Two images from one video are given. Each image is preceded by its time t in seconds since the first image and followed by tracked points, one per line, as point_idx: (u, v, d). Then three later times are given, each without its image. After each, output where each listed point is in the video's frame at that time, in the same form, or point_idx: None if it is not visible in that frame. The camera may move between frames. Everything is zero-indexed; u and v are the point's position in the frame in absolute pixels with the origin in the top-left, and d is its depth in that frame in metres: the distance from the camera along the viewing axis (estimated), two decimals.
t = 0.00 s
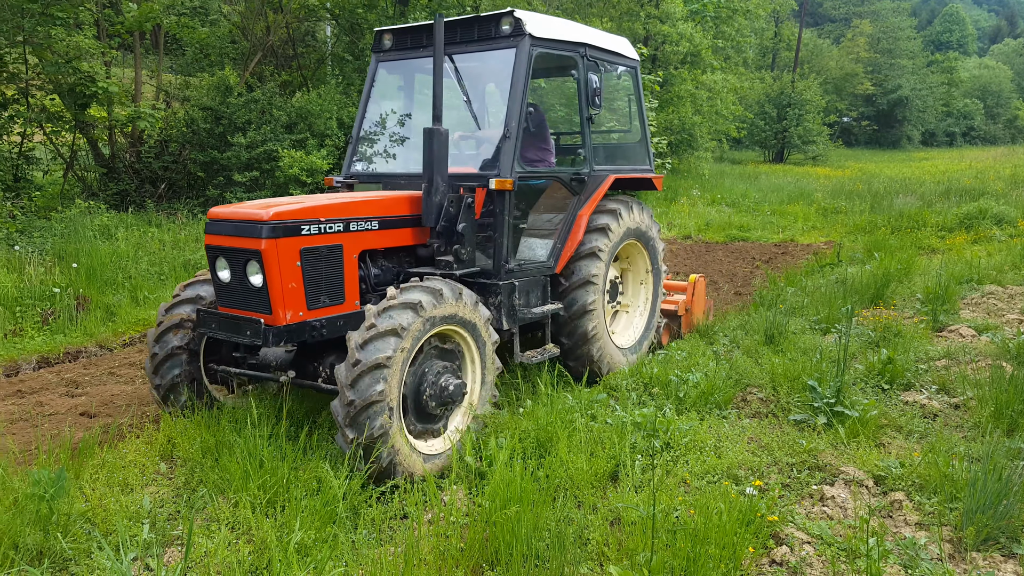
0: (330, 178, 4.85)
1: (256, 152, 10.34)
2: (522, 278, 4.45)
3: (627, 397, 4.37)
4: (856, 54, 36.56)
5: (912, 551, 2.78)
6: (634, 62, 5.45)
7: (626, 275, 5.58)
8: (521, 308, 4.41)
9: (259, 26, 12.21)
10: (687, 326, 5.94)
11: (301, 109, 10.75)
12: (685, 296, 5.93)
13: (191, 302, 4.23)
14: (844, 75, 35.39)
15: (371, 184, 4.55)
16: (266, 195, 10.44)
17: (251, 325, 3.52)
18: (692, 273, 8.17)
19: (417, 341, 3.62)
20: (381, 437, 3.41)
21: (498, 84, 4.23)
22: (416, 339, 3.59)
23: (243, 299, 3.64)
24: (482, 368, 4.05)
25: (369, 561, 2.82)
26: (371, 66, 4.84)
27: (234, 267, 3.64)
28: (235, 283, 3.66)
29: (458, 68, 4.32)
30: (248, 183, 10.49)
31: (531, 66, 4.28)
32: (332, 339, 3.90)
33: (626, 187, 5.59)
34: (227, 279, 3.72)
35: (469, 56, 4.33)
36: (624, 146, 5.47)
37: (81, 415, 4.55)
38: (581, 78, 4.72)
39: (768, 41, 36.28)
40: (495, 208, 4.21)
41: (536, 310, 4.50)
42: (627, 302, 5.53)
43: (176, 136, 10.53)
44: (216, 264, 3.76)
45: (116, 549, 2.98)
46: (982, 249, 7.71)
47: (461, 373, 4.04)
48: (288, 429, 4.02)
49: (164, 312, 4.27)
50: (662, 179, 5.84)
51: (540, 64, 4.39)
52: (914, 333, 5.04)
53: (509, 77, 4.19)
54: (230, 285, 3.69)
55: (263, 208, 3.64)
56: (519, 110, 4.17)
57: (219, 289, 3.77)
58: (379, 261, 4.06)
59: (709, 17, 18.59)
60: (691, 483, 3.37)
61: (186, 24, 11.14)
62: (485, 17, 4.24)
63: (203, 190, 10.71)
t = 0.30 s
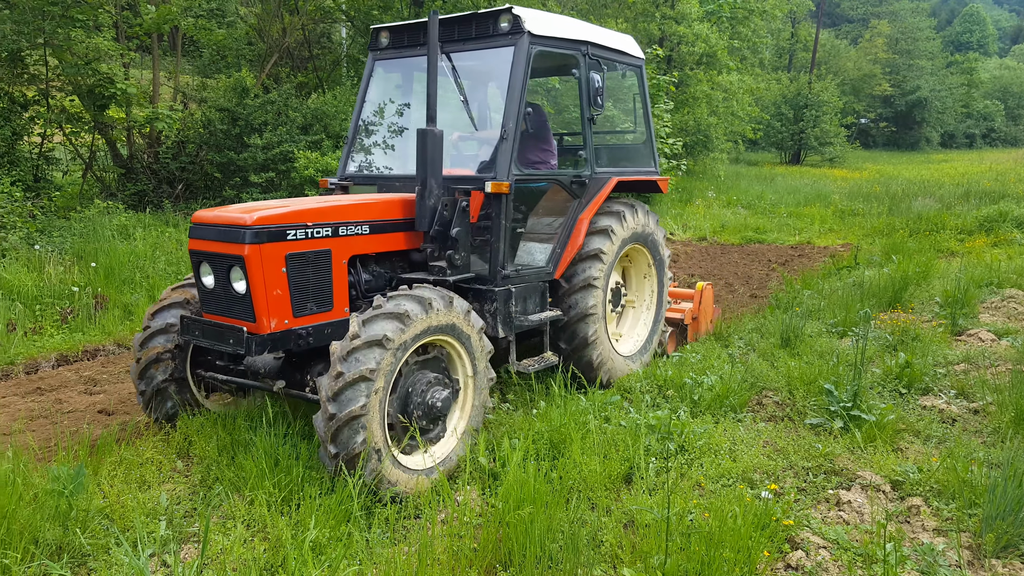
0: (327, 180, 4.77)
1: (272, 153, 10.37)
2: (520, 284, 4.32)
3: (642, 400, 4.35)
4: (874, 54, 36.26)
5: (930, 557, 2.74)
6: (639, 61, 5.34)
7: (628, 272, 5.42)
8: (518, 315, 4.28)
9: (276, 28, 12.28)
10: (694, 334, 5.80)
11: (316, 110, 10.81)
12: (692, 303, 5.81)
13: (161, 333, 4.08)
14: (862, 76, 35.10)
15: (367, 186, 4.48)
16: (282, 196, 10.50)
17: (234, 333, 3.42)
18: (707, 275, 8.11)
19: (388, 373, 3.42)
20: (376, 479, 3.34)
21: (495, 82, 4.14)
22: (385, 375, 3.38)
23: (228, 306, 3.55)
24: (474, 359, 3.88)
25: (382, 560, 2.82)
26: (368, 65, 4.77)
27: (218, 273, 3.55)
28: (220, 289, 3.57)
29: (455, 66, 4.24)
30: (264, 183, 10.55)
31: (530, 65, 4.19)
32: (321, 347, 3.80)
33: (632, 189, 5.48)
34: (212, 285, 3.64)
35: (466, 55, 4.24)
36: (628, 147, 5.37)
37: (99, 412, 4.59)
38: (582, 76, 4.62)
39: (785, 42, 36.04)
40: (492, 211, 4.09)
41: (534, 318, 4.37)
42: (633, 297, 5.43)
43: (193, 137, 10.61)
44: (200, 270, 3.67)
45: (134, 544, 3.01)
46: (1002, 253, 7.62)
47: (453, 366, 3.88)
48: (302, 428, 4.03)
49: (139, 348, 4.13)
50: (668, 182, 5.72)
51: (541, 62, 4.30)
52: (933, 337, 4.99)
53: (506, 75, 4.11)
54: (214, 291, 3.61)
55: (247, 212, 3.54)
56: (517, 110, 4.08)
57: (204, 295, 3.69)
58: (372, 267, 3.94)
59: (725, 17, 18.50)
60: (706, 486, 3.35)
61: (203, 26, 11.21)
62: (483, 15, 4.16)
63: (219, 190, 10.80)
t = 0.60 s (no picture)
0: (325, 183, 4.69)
1: (294, 155, 10.46)
2: (521, 290, 4.21)
3: (663, 403, 4.33)
4: (899, 53, 35.81)
5: (959, 564, 2.69)
6: (646, 58, 5.17)
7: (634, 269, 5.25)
8: (518, 323, 4.14)
9: (297, 31, 12.38)
10: (705, 340, 5.65)
11: (337, 113, 10.98)
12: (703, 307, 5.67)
13: (145, 375, 3.98)
14: (887, 75, 34.69)
15: (364, 190, 4.39)
16: (303, 198, 10.59)
17: (222, 344, 3.33)
18: (728, 277, 8.04)
19: (371, 415, 3.27)
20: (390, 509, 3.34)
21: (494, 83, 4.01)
22: (366, 419, 3.23)
23: (215, 315, 3.46)
24: (463, 356, 3.71)
25: (403, 561, 2.82)
26: (365, 65, 4.64)
27: (205, 282, 3.46)
28: (207, 298, 3.47)
29: (453, 67, 4.10)
30: (286, 185, 10.65)
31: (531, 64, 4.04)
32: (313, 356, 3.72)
33: (639, 191, 5.31)
34: (199, 293, 3.54)
35: (464, 54, 4.09)
36: (635, 147, 5.18)
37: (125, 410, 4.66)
38: (586, 75, 4.46)
39: (808, 41, 35.70)
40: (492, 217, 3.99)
41: (535, 325, 4.24)
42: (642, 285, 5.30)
43: (216, 140, 10.73)
44: (188, 278, 3.57)
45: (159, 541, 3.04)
46: None
47: (441, 365, 3.73)
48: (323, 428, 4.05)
49: (129, 391, 4.01)
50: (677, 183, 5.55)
51: (541, 61, 4.15)
52: (961, 340, 4.92)
53: (506, 75, 3.96)
54: (202, 300, 3.52)
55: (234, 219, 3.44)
56: (517, 111, 3.94)
57: (192, 304, 3.60)
58: (366, 274, 3.89)
59: (746, 16, 18.38)
60: (728, 490, 3.32)
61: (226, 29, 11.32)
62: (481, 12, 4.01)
63: (242, 192, 10.92)
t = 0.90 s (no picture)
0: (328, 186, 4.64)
1: (319, 156, 10.56)
2: (524, 296, 4.07)
3: (688, 405, 4.30)
4: (929, 52, 35.29)
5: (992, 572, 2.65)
6: (658, 55, 5.04)
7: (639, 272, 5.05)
8: (521, 329, 4.01)
9: (323, 33, 12.43)
10: (720, 348, 5.47)
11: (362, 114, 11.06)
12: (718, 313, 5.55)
13: (146, 412, 3.93)
14: (916, 74, 34.19)
15: (365, 194, 4.32)
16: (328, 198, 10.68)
17: (212, 351, 3.28)
18: (754, 279, 7.97)
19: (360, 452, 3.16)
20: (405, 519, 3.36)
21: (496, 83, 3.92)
22: (355, 459, 3.13)
23: (206, 322, 3.41)
24: (450, 352, 3.57)
25: (427, 560, 2.82)
26: (366, 66, 4.58)
27: (196, 288, 3.41)
28: (198, 304, 3.42)
29: (454, 66, 4.02)
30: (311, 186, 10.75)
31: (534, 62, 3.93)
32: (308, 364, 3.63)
33: (650, 193, 5.17)
34: (191, 299, 3.49)
35: (466, 53, 4.01)
36: (645, 148, 5.06)
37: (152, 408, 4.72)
38: (593, 73, 4.34)
39: (835, 41, 35.31)
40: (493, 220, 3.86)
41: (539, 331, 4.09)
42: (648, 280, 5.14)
43: (243, 141, 10.87)
44: (180, 284, 3.53)
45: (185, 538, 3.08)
46: None
47: (429, 369, 3.59)
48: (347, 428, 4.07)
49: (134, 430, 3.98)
50: (689, 184, 5.41)
51: (545, 59, 4.05)
52: (994, 344, 4.84)
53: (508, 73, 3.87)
54: (193, 306, 3.47)
55: (225, 223, 3.38)
56: (518, 111, 3.83)
57: (184, 310, 3.55)
58: (363, 279, 3.78)
59: (773, 16, 18.23)
60: (755, 494, 3.29)
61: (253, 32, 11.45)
62: (483, 10, 3.93)
63: (269, 193, 11.05)
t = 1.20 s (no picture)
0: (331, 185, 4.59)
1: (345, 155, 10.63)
2: (528, 299, 3.96)
3: (715, 406, 4.27)
4: (960, 48, 34.74)
5: None
6: (671, 50, 4.93)
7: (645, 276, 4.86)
8: (525, 333, 3.89)
9: (348, 32, 12.20)
10: (737, 351, 5.40)
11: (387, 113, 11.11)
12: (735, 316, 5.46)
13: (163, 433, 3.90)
14: (948, 72, 33.69)
15: (369, 193, 4.27)
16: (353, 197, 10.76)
17: (201, 356, 3.20)
18: (781, 279, 7.90)
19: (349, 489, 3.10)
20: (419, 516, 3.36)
21: (500, 79, 3.82)
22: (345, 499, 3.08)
23: (195, 325, 3.33)
24: (428, 354, 3.38)
25: (452, 557, 2.84)
26: (371, 61, 4.51)
27: (184, 291, 3.33)
28: (187, 307, 3.35)
29: (458, 62, 3.94)
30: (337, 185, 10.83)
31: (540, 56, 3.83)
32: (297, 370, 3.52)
33: (662, 193, 5.05)
34: (180, 302, 3.41)
35: (470, 48, 3.93)
36: (657, 146, 4.96)
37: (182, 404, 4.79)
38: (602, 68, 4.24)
39: (865, 38, 34.88)
40: (496, 221, 3.77)
41: (543, 336, 3.98)
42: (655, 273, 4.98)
43: (269, 141, 10.97)
44: (169, 286, 3.45)
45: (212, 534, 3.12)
46: None
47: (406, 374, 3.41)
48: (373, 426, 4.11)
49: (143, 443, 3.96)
50: (705, 184, 5.27)
51: (552, 54, 3.94)
52: None
53: (512, 69, 3.77)
54: (182, 309, 3.39)
55: (216, 222, 3.30)
56: (522, 108, 3.73)
57: (174, 313, 3.47)
58: (360, 282, 3.68)
59: (801, 12, 18.04)
60: (782, 496, 3.28)
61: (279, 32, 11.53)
62: (488, 3, 3.84)
63: (295, 192, 11.14)
